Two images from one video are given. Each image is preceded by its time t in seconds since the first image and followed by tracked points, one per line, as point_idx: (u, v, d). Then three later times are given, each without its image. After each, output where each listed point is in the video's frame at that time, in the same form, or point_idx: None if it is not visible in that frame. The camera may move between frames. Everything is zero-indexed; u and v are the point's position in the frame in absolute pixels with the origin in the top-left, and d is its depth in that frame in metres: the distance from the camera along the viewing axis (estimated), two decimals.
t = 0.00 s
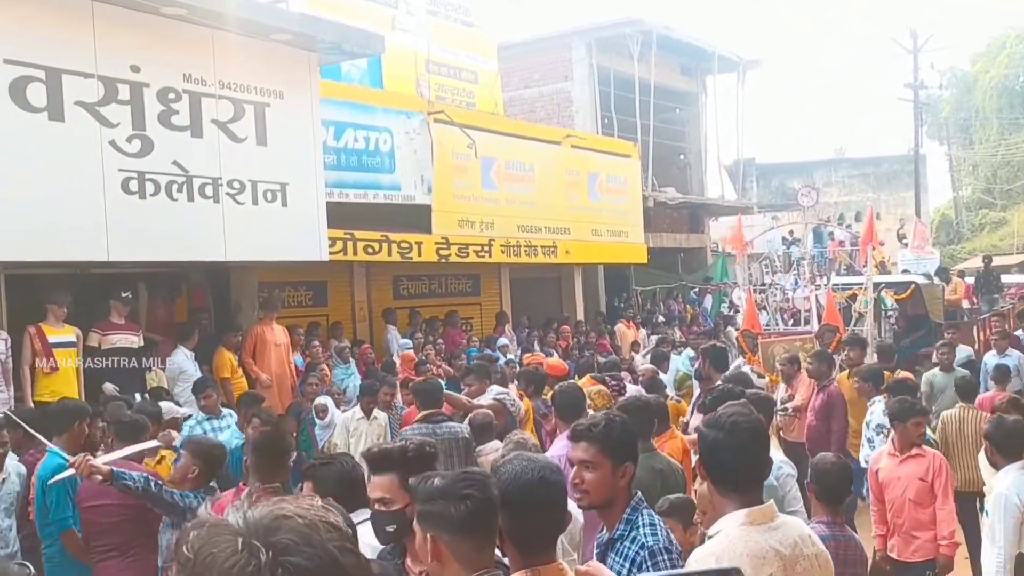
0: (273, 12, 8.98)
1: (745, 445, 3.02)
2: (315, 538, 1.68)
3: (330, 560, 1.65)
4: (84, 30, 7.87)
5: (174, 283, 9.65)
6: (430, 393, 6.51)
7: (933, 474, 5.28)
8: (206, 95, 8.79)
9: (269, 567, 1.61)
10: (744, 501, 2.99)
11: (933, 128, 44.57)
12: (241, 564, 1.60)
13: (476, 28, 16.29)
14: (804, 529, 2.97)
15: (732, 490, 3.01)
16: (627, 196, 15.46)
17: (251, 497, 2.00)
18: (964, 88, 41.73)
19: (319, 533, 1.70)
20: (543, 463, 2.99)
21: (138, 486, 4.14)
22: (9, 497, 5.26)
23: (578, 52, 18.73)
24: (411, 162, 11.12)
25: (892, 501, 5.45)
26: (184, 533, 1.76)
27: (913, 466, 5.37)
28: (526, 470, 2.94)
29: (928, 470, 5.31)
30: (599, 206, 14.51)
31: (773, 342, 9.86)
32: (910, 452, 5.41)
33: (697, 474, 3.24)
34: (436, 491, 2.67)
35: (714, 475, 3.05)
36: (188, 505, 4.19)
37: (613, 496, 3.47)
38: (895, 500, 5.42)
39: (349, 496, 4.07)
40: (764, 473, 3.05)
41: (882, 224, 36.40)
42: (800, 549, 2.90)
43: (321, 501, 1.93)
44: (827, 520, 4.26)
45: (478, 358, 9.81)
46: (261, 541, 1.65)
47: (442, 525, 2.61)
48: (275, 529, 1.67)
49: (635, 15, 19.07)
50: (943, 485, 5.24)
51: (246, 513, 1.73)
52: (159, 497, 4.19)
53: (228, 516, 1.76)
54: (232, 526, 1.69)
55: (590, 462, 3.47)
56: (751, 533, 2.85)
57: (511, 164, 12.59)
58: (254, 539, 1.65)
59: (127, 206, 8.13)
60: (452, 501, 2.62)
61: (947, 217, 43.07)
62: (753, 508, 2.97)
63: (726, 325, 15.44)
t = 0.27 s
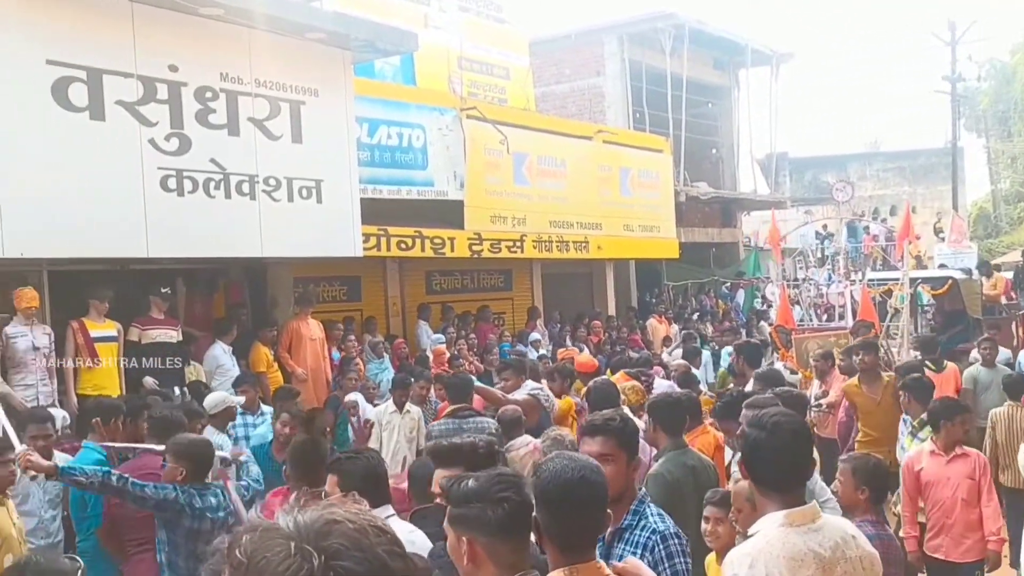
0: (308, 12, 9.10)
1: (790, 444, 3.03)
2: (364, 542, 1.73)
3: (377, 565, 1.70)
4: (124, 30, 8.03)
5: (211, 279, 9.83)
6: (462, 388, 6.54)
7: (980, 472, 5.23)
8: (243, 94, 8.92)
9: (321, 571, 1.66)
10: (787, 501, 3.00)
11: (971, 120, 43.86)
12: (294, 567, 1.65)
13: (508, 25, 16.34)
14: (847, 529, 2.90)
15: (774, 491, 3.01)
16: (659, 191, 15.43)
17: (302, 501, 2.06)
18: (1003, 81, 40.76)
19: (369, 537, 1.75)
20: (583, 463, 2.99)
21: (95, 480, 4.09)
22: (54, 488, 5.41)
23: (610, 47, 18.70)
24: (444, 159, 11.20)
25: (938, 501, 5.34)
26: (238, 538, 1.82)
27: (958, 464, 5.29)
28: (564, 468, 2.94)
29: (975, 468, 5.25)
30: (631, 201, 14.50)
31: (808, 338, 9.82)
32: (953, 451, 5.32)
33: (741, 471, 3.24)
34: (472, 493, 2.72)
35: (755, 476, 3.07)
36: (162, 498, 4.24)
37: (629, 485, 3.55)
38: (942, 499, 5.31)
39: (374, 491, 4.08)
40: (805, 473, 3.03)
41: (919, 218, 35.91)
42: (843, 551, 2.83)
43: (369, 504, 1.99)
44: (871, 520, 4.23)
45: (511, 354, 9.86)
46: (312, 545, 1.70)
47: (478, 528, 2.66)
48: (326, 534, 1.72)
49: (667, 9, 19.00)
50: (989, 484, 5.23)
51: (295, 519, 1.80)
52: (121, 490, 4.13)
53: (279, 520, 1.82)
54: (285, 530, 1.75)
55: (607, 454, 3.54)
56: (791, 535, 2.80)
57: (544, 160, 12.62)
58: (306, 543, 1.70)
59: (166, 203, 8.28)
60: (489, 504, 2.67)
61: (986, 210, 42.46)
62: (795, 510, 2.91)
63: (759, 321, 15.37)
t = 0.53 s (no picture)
0: (345, 12, 9.22)
1: (834, 445, 2.99)
2: (424, 545, 1.87)
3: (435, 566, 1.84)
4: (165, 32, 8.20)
5: (249, 275, 10.01)
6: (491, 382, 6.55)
7: None
8: (281, 92, 9.07)
9: (382, 572, 1.80)
10: (831, 502, 2.95)
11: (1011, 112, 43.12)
12: (357, 568, 1.78)
13: (540, 21, 16.38)
14: (894, 531, 2.86)
15: (819, 491, 2.97)
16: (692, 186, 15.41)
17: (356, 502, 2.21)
18: None
19: (427, 541, 1.89)
20: (618, 462, 2.96)
21: (91, 496, 3.90)
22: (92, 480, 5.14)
23: (642, 42, 18.68)
24: (477, 155, 11.29)
25: (981, 501, 5.06)
26: (299, 537, 1.94)
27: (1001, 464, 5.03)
28: (598, 466, 2.91)
29: (1020, 467, 5.01)
30: (663, 196, 14.50)
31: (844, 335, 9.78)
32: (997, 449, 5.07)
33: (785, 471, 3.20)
34: (507, 496, 2.67)
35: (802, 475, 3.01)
36: (159, 509, 3.99)
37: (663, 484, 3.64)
38: (985, 498, 5.03)
39: (397, 480, 3.91)
40: (851, 474, 2.99)
41: (957, 211, 35.41)
42: (890, 553, 2.78)
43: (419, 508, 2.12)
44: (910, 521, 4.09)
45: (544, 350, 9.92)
46: (373, 548, 1.83)
47: (513, 530, 2.62)
48: (386, 537, 1.85)
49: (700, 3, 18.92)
50: None
51: (356, 520, 1.93)
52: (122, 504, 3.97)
53: (339, 522, 1.95)
54: (346, 532, 1.88)
55: (643, 450, 3.64)
56: (835, 536, 2.78)
57: (576, 156, 12.67)
58: (367, 546, 1.83)
59: (205, 200, 8.43)
60: (525, 506, 2.63)
61: None
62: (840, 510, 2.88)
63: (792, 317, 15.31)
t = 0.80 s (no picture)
0: (379, 11, 9.32)
1: (879, 441, 2.93)
2: (476, 545, 1.94)
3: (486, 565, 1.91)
4: (203, 33, 8.36)
5: (284, 272, 10.17)
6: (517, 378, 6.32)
7: None
8: (316, 91, 9.19)
9: (435, 570, 1.87)
10: (877, 501, 2.87)
11: None
12: (411, 566, 1.86)
13: (571, 17, 16.39)
14: (939, 531, 2.81)
15: (863, 488, 2.90)
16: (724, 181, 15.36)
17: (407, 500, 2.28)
18: None
19: (479, 541, 1.96)
20: (654, 459, 3.06)
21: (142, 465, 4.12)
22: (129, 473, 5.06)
23: (674, 37, 18.61)
24: (508, 151, 11.35)
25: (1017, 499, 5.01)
26: (354, 535, 2.02)
27: None
28: (636, 466, 3.01)
29: None
30: (695, 191, 14.47)
31: (879, 331, 9.73)
32: None
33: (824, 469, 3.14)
34: (569, 493, 2.51)
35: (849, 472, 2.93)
36: (198, 487, 4.14)
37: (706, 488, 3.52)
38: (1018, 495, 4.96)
39: (407, 479, 3.97)
40: (896, 471, 2.92)
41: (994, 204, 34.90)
42: (936, 552, 2.74)
43: (472, 508, 2.19)
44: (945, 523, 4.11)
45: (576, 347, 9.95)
46: (426, 546, 1.90)
47: (575, 529, 2.45)
48: (438, 536, 1.93)
49: None
50: None
51: (409, 519, 2.00)
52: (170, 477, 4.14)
53: (393, 520, 2.02)
54: (400, 531, 1.95)
55: (686, 454, 3.55)
56: (882, 535, 2.72)
57: (607, 151, 12.69)
58: (420, 544, 1.91)
59: (243, 198, 8.58)
60: (588, 504, 2.47)
61: None
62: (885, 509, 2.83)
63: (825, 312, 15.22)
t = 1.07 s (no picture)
0: (411, 9, 9.40)
1: (923, 439, 2.96)
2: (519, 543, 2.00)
3: (529, 563, 1.96)
4: (239, 33, 8.50)
5: (317, 268, 10.31)
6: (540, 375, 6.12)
7: None
8: (349, 88, 9.30)
9: (479, 568, 1.94)
10: (919, 500, 2.90)
11: None
12: (457, 564, 1.93)
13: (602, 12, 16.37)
14: (980, 531, 2.82)
15: (906, 487, 2.92)
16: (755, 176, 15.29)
17: (451, 499, 2.35)
18: None
19: (523, 539, 2.02)
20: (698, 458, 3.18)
21: (193, 446, 4.19)
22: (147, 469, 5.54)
23: (705, 31, 18.52)
24: (538, 147, 11.40)
25: None
26: (401, 532, 2.09)
27: None
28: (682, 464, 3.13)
29: None
30: (726, 186, 14.42)
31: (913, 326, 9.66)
32: None
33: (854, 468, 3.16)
34: (642, 492, 2.58)
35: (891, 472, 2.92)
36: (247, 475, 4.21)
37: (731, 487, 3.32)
38: None
39: (420, 478, 4.04)
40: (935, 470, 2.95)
41: None
42: (979, 551, 2.75)
43: (516, 506, 2.26)
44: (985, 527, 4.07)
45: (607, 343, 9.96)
46: (470, 545, 1.97)
47: (650, 526, 2.51)
48: (483, 535, 1.99)
49: None
50: None
51: (454, 518, 2.07)
52: (218, 461, 4.21)
53: (439, 520, 2.09)
54: (444, 529, 2.02)
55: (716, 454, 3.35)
56: (929, 534, 2.71)
57: (638, 147, 12.69)
58: (464, 543, 1.98)
59: (279, 194, 8.71)
60: (663, 503, 2.53)
61: None
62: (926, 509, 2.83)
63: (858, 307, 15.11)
